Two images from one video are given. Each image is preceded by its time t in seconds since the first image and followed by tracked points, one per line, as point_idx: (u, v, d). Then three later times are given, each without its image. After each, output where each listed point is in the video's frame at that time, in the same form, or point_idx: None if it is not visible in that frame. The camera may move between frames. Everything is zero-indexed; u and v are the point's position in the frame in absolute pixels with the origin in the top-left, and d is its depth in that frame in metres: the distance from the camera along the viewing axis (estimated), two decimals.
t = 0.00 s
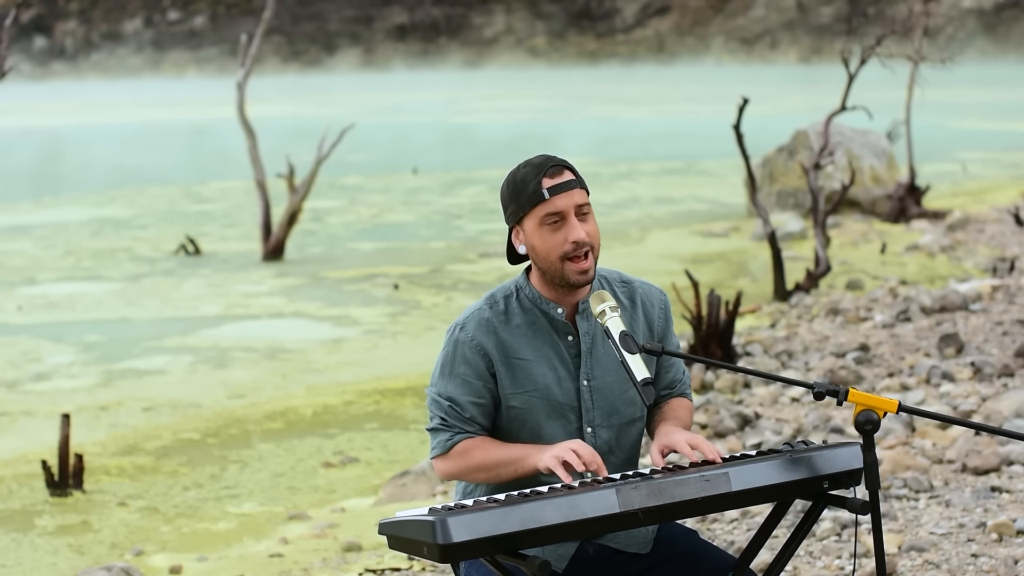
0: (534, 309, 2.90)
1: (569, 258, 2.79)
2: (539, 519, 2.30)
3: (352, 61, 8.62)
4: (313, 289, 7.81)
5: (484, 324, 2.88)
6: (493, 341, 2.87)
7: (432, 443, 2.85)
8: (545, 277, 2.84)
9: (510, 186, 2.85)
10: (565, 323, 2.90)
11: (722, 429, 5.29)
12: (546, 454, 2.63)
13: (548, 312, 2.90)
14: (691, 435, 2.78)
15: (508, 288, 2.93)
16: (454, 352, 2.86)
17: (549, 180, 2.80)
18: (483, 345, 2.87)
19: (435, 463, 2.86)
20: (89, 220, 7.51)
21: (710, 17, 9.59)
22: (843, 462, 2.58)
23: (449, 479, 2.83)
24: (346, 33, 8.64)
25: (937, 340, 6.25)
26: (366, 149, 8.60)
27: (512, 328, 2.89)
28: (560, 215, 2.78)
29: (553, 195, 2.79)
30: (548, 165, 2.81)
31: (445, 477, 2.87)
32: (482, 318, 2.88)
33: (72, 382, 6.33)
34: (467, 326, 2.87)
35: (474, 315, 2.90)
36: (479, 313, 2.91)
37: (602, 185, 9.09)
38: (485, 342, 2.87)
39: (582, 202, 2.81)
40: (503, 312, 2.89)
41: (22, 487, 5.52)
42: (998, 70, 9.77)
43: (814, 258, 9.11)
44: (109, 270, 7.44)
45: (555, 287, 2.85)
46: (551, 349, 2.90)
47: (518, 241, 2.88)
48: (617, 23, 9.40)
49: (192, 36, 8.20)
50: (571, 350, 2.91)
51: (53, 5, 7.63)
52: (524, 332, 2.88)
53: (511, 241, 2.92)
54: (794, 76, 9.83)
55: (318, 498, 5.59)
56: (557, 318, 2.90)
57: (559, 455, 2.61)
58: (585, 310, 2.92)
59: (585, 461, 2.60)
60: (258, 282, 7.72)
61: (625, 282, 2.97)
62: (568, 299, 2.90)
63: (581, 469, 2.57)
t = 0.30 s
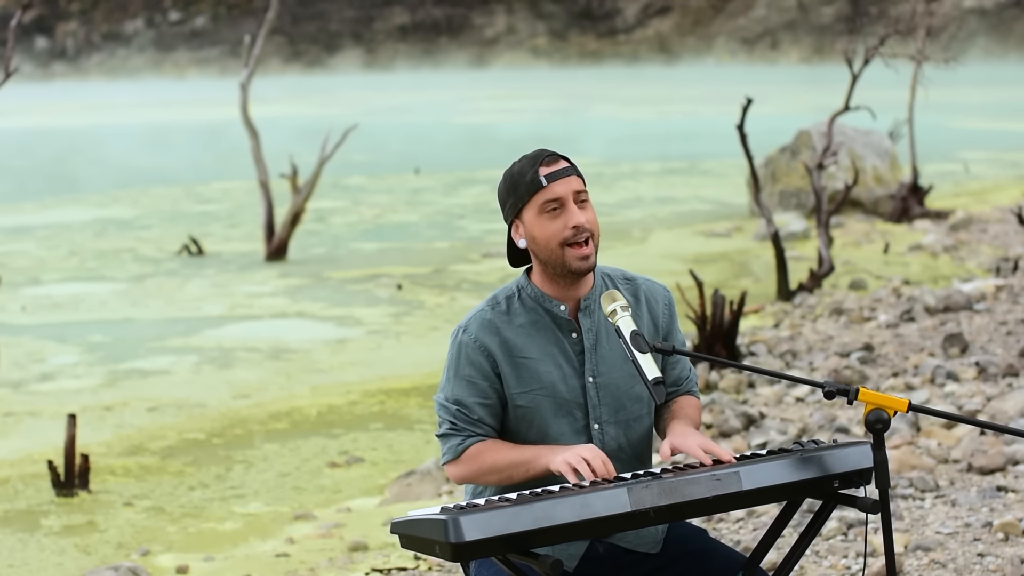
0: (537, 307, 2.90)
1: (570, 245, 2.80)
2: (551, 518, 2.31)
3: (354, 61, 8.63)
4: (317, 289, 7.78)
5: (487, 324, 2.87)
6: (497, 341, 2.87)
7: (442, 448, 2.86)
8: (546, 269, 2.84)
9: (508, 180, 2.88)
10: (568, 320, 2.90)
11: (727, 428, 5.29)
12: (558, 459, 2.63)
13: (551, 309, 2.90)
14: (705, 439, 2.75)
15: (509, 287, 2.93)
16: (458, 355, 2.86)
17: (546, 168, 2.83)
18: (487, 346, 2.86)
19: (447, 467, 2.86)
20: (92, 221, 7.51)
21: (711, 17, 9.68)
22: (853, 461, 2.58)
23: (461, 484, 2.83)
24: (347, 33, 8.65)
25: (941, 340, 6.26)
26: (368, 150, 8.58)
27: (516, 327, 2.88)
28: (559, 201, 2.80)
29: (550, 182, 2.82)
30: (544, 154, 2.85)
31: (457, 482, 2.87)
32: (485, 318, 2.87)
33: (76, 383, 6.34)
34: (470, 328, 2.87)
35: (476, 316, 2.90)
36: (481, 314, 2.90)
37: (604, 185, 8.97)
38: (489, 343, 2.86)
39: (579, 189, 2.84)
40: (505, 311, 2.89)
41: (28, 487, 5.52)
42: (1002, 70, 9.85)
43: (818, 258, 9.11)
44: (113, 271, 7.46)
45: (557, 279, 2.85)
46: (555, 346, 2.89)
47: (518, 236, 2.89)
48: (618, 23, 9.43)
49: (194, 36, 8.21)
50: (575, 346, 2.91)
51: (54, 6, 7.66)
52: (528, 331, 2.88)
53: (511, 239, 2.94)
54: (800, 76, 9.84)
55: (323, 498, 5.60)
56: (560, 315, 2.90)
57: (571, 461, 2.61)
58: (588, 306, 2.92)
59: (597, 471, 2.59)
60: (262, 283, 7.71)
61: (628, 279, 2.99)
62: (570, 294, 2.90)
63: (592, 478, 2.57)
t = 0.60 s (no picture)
0: (534, 307, 2.82)
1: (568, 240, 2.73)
2: (557, 516, 2.30)
3: (353, 61, 8.63)
4: (318, 290, 7.81)
5: (485, 326, 2.80)
6: (496, 342, 2.79)
7: (445, 453, 2.78)
8: (544, 266, 2.78)
9: (503, 178, 2.82)
10: (567, 318, 2.82)
11: (730, 428, 5.30)
12: (563, 461, 2.57)
13: (549, 309, 2.83)
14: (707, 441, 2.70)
15: (507, 288, 2.85)
16: (457, 357, 2.78)
17: (542, 165, 2.77)
18: (486, 347, 2.78)
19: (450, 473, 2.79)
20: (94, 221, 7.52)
21: (710, 17, 9.63)
22: (859, 458, 2.60)
23: (466, 488, 2.76)
24: (348, 32, 8.67)
25: (943, 339, 6.27)
26: (369, 148, 8.58)
27: (514, 327, 2.80)
28: (555, 196, 2.74)
29: (546, 178, 2.75)
30: (539, 151, 2.79)
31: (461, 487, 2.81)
32: (483, 319, 2.79)
33: (79, 383, 6.35)
34: (468, 330, 2.79)
35: (474, 318, 2.82)
36: (479, 316, 2.83)
37: (608, 185, 9.02)
38: (488, 344, 2.78)
39: (577, 185, 2.78)
40: (503, 311, 2.81)
41: (32, 487, 5.50)
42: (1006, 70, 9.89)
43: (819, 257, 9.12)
44: (115, 271, 7.46)
45: (556, 275, 2.79)
46: (554, 345, 2.82)
47: (514, 234, 2.82)
48: (619, 22, 9.46)
49: (194, 36, 8.22)
50: (574, 345, 2.83)
51: (55, 6, 7.68)
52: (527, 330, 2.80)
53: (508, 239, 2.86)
54: (803, 75, 9.85)
55: (326, 498, 5.61)
56: (559, 314, 2.82)
57: (576, 462, 2.55)
58: (585, 305, 2.84)
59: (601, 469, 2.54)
60: (263, 283, 7.74)
61: (624, 277, 2.93)
62: (569, 292, 2.83)
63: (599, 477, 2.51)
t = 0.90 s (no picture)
0: (532, 311, 2.65)
1: (566, 242, 2.57)
2: (560, 514, 2.31)
3: (351, 61, 8.83)
4: (318, 290, 7.72)
5: (483, 330, 2.63)
6: (493, 346, 2.62)
7: (444, 458, 2.64)
8: (542, 269, 2.61)
9: (499, 180, 2.66)
10: (563, 322, 2.66)
11: (730, 427, 5.31)
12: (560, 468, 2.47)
13: (546, 313, 2.66)
14: (707, 442, 2.70)
15: (503, 291, 2.68)
16: (455, 362, 2.62)
17: (539, 167, 2.61)
18: (483, 352, 2.62)
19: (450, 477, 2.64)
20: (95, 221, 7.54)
21: (710, 16, 9.84)
22: (860, 457, 2.60)
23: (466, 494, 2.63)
24: (346, 32, 8.85)
25: (943, 339, 6.28)
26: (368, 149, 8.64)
27: (512, 330, 2.64)
28: (553, 198, 2.58)
29: (543, 180, 2.59)
30: (536, 152, 2.63)
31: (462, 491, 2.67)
32: (481, 323, 2.63)
33: (79, 383, 6.36)
34: (465, 334, 2.63)
35: (472, 322, 2.65)
36: (477, 320, 2.66)
37: (607, 184, 8.97)
38: (485, 348, 2.62)
39: (575, 187, 2.62)
40: (501, 315, 2.64)
41: (33, 485, 5.52)
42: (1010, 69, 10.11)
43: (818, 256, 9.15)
44: (116, 271, 7.39)
45: (554, 278, 2.62)
46: (551, 348, 2.65)
47: (510, 239, 2.66)
48: (618, 22, 9.61)
49: (193, 35, 8.38)
50: (572, 347, 2.66)
51: (54, 6, 7.72)
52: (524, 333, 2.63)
53: (504, 243, 2.70)
54: (806, 74, 9.92)
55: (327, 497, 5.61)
56: (556, 318, 2.65)
57: (573, 468, 2.45)
58: (583, 307, 2.68)
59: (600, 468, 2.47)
60: (263, 283, 7.66)
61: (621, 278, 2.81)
62: (567, 298, 2.66)
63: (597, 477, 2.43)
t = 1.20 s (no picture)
0: (533, 310, 2.71)
1: (561, 244, 2.61)
2: (560, 513, 2.31)
3: (350, 61, 8.72)
4: (317, 290, 7.73)
5: (485, 331, 2.68)
6: (495, 346, 2.67)
7: (446, 458, 2.68)
8: (540, 270, 2.66)
9: (496, 184, 2.71)
10: (565, 321, 2.71)
11: (729, 427, 5.32)
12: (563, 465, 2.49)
13: (547, 312, 2.71)
14: (709, 438, 2.71)
15: (504, 292, 2.73)
16: (457, 363, 2.67)
17: (532, 170, 2.66)
18: (486, 352, 2.67)
19: (451, 477, 2.68)
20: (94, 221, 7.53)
21: (707, 16, 9.71)
22: (859, 455, 2.61)
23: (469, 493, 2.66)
24: (341, 32, 8.76)
25: (941, 338, 6.29)
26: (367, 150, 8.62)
27: (514, 330, 2.69)
28: (547, 201, 2.63)
29: (537, 182, 2.64)
30: (530, 155, 2.68)
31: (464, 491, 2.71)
32: (483, 325, 2.68)
33: (79, 383, 6.36)
34: (467, 335, 2.68)
35: (473, 323, 2.70)
36: (478, 321, 2.71)
37: (606, 184, 9.01)
38: (488, 349, 2.67)
39: (569, 188, 2.66)
40: (502, 316, 2.69)
41: (33, 485, 5.52)
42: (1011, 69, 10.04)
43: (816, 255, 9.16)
44: (116, 270, 7.40)
45: (553, 279, 2.67)
46: (554, 346, 2.70)
47: (509, 241, 2.71)
48: (616, 23, 9.51)
49: (189, 35, 8.30)
50: (573, 346, 2.71)
51: (51, 6, 7.65)
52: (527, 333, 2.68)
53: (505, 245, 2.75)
54: (808, 76, 9.91)
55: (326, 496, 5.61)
56: (557, 317, 2.70)
57: (576, 464, 2.47)
58: (584, 304, 2.73)
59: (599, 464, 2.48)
60: (263, 282, 7.68)
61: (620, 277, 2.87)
62: (567, 297, 2.71)
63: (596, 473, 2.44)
